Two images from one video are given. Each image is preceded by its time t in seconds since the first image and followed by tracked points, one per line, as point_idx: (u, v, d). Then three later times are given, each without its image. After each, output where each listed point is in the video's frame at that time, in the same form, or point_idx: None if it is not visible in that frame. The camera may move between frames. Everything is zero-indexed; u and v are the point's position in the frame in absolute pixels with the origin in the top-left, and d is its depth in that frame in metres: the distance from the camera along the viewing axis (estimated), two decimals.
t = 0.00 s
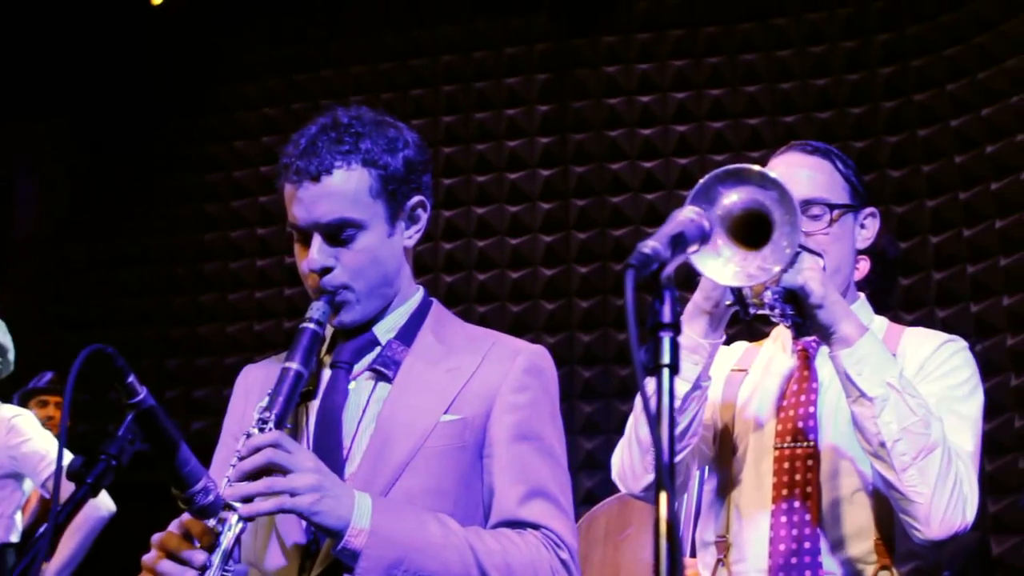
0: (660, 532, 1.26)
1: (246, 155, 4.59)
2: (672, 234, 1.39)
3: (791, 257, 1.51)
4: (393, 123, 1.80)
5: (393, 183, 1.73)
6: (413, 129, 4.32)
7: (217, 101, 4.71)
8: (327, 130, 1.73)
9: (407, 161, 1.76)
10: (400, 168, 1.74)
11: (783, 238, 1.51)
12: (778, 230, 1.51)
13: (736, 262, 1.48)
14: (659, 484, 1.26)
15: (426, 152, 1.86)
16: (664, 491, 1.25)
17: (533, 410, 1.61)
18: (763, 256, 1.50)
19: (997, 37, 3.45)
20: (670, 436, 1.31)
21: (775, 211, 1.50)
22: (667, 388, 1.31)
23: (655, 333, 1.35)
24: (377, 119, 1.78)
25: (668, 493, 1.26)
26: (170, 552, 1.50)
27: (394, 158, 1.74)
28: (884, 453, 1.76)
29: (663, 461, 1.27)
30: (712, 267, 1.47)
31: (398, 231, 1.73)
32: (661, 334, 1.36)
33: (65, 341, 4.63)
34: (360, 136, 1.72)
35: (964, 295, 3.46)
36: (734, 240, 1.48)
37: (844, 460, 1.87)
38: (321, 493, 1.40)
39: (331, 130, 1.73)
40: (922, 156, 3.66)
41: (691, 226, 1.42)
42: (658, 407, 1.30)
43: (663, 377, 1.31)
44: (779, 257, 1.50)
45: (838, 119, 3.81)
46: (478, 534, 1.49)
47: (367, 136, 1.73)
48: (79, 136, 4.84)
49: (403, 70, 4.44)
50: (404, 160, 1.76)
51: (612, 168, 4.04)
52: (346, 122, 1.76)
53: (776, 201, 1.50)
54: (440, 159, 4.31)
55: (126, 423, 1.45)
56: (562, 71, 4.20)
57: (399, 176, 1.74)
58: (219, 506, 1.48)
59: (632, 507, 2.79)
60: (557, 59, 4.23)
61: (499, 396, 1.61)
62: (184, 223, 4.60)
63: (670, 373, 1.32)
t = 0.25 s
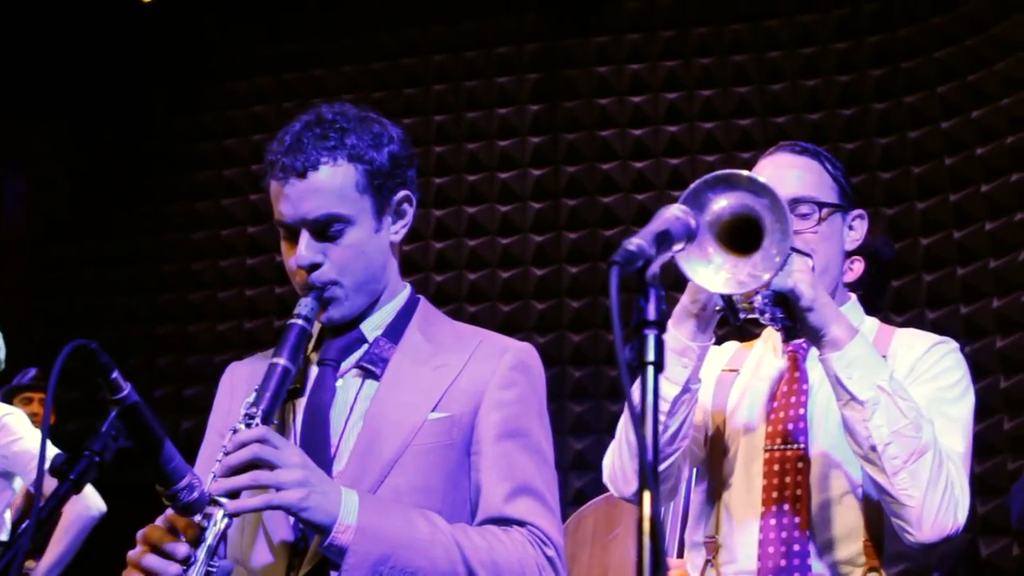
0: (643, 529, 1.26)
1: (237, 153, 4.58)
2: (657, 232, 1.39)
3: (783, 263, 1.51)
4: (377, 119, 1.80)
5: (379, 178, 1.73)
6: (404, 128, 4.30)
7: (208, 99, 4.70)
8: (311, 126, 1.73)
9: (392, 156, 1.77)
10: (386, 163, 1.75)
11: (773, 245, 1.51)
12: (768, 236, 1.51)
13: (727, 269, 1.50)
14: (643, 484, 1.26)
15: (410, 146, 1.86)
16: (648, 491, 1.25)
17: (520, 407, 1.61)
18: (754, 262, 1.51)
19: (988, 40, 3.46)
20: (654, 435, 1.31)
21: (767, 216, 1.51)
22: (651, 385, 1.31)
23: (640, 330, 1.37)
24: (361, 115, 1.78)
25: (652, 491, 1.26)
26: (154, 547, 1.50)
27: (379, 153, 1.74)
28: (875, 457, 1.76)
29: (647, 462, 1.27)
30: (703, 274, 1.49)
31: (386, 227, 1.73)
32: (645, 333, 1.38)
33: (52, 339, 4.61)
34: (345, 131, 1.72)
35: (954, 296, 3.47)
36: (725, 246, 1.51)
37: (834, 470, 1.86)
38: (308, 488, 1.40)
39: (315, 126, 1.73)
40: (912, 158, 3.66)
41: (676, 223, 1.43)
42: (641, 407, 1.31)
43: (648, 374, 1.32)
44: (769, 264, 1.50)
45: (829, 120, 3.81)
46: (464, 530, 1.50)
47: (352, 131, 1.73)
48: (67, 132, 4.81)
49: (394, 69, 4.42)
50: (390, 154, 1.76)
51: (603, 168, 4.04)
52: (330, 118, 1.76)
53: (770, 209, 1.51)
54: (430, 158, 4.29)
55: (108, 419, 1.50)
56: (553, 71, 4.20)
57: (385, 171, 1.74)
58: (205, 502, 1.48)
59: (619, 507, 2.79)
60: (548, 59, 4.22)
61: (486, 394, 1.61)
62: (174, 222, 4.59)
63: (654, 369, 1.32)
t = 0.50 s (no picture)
0: (619, 529, 1.26)
1: (223, 151, 4.57)
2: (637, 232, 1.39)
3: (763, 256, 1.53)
4: (357, 119, 1.81)
5: (359, 178, 1.74)
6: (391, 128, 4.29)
7: (194, 97, 4.68)
8: (291, 125, 1.73)
9: (371, 156, 1.77)
10: (365, 163, 1.75)
11: (755, 239, 1.52)
12: (750, 230, 1.53)
13: (708, 263, 1.50)
14: (619, 484, 1.26)
15: (390, 147, 1.87)
16: (625, 490, 1.25)
17: (500, 408, 1.63)
18: (737, 254, 1.52)
19: (975, 44, 3.46)
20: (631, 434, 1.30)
21: (749, 210, 1.53)
22: (630, 385, 1.30)
23: (619, 329, 1.36)
24: (341, 115, 1.79)
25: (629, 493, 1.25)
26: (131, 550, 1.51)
27: (358, 154, 1.75)
28: (856, 457, 1.76)
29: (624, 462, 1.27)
30: (685, 267, 1.48)
31: (364, 227, 1.73)
32: (624, 332, 1.36)
33: (36, 338, 4.58)
34: (324, 131, 1.72)
35: (939, 299, 3.48)
36: (708, 239, 1.51)
37: (816, 466, 1.86)
38: (287, 492, 1.41)
39: (294, 126, 1.73)
40: (898, 161, 3.67)
41: (658, 223, 1.43)
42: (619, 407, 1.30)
43: (626, 374, 1.31)
44: (752, 257, 1.52)
45: (816, 123, 3.82)
46: (443, 532, 1.52)
47: (332, 131, 1.74)
48: (52, 129, 4.78)
49: (382, 69, 4.41)
50: (369, 155, 1.77)
51: (590, 170, 4.03)
52: (309, 117, 1.76)
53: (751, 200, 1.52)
54: (418, 159, 4.28)
55: (86, 416, 1.49)
56: (541, 72, 4.19)
57: (364, 171, 1.75)
58: (183, 502, 1.50)
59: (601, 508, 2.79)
60: (536, 60, 4.22)
61: (467, 395, 1.63)
62: (159, 220, 4.57)
63: (633, 370, 1.31)
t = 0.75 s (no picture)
0: (590, 526, 1.25)
1: (205, 149, 4.54)
2: (608, 228, 1.38)
3: (737, 252, 1.54)
4: (334, 114, 1.81)
5: (337, 174, 1.74)
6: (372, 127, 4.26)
7: (175, 94, 4.64)
8: (268, 121, 1.73)
9: (349, 152, 1.78)
10: (343, 159, 1.75)
11: (730, 235, 1.53)
12: (725, 227, 1.54)
13: (682, 260, 1.51)
14: (589, 483, 1.26)
15: (367, 143, 1.87)
16: (594, 488, 1.25)
17: (476, 405, 1.66)
18: (710, 253, 1.53)
19: (956, 45, 3.47)
20: (604, 433, 1.30)
21: (724, 206, 1.53)
22: (602, 382, 1.31)
23: (591, 325, 1.35)
24: (319, 111, 1.79)
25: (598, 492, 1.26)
26: (99, 544, 1.55)
27: (336, 150, 1.75)
28: (832, 456, 1.75)
29: (595, 460, 1.27)
30: (659, 264, 1.49)
31: (342, 223, 1.73)
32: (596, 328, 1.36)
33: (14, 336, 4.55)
34: (302, 127, 1.72)
35: (919, 299, 3.51)
36: (681, 237, 1.52)
37: (792, 465, 1.86)
38: (260, 487, 1.44)
39: (272, 121, 1.72)
40: (880, 161, 3.69)
41: (630, 219, 1.43)
42: (591, 406, 1.30)
43: (597, 371, 1.31)
44: (727, 254, 1.53)
45: (798, 123, 3.83)
46: (417, 530, 1.55)
47: (310, 127, 1.73)
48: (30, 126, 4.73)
49: (365, 67, 4.39)
50: (347, 151, 1.77)
51: (573, 169, 4.03)
52: (287, 113, 1.76)
53: (725, 195, 1.53)
54: (400, 158, 4.26)
55: (56, 414, 1.48)
56: (523, 71, 4.18)
57: (342, 168, 1.75)
58: (155, 499, 1.51)
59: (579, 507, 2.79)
60: (518, 58, 4.21)
61: (442, 393, 1.66)
62: (140, 218, 4.55)
63: (604, 367, 1.32)
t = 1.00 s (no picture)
0: (556, 517, 1.25)
1: (180, 144, 4.49)
2: (576, 218, 1.38)
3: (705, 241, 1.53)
4: (301, 107, 1.84)
5: (306, 166, 1.76)
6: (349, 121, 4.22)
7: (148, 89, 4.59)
8: (235, 114, 1.75)
9: (317, 143, 1.81)
10: (312, 151, 1.78)
11: (697, 224, 1.52)
12: (693, 215, 1.53)
13: (649, 250, 1.52)
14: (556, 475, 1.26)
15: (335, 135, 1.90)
16: (560, 481, 1.24)
17: (448, 398, 1.67)
18: (678, 243, 1.53)
19: (932, 41, 3.52)
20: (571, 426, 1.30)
21: (691, 194, 1.53)
22: (568, 373, 1.31)
23: (558, 316, 1.36)
24: (285, 103, 1.82)
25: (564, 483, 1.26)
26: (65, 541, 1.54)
27: (303, 141, 1.78)
28: (803, 447, 1.75)
29: (562, 452, 1.26)
30: (626, 254, 1.50)
31: (311, 216, 1.76)
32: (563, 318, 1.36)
33: None
34: (269, 119, 1.75)
35: (897, 293, 3.55)
36: (650, 226, 1.53)
37: (764, 457, 1.86)
38: (229, 483, 1.43)
39: (239, 114, 1.75)
40: (857, 156, 3.70)
41: (599, 210, 1.42)
42: (557, 397, 1.30)
43: (564, 360, 1.31)
44: (694, 244, 1.52)
45: (775, 118, 3.84)
46: (388, 526, 1.54)
47: (277, 120, 1.77)
48: None
49: (342, 62, 4.36)
50: (315, 143, 1.80)
51: (550, 164, 4.03)
52: (253, 106, 1.78)
53: (692, 183, 1.53)
54: (378, 152, 4.23)
55: (21, 406, 1.51)
56: (501, 66, 4.18)
57: (310, 159, 1.78)
58: (122, 493, 1.54)
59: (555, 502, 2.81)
60: (496, 53, 4.20)
61: (414, 385, 1.66)
62: (115, 214, 4.48)
63: (572, 356, 1.31)
